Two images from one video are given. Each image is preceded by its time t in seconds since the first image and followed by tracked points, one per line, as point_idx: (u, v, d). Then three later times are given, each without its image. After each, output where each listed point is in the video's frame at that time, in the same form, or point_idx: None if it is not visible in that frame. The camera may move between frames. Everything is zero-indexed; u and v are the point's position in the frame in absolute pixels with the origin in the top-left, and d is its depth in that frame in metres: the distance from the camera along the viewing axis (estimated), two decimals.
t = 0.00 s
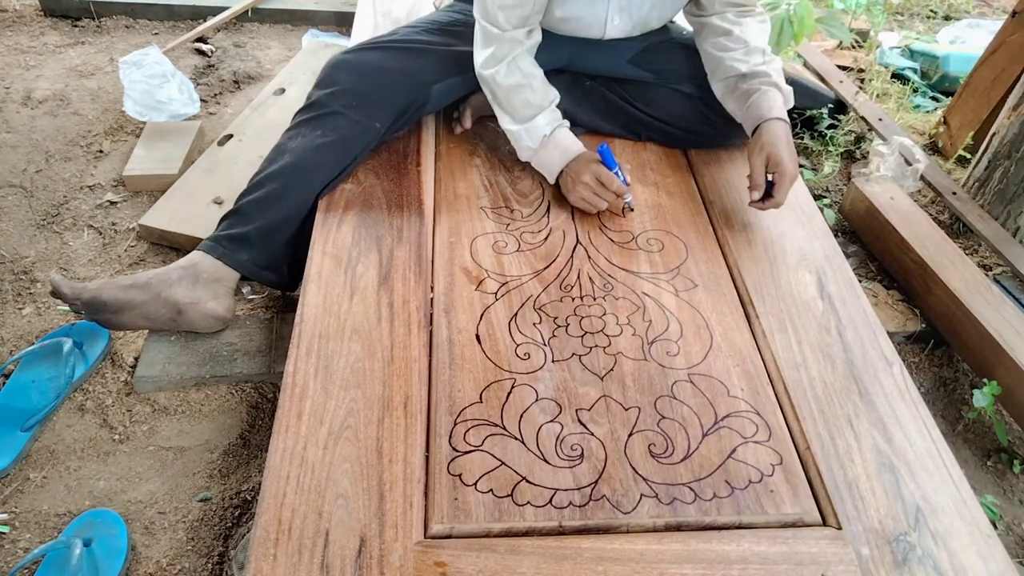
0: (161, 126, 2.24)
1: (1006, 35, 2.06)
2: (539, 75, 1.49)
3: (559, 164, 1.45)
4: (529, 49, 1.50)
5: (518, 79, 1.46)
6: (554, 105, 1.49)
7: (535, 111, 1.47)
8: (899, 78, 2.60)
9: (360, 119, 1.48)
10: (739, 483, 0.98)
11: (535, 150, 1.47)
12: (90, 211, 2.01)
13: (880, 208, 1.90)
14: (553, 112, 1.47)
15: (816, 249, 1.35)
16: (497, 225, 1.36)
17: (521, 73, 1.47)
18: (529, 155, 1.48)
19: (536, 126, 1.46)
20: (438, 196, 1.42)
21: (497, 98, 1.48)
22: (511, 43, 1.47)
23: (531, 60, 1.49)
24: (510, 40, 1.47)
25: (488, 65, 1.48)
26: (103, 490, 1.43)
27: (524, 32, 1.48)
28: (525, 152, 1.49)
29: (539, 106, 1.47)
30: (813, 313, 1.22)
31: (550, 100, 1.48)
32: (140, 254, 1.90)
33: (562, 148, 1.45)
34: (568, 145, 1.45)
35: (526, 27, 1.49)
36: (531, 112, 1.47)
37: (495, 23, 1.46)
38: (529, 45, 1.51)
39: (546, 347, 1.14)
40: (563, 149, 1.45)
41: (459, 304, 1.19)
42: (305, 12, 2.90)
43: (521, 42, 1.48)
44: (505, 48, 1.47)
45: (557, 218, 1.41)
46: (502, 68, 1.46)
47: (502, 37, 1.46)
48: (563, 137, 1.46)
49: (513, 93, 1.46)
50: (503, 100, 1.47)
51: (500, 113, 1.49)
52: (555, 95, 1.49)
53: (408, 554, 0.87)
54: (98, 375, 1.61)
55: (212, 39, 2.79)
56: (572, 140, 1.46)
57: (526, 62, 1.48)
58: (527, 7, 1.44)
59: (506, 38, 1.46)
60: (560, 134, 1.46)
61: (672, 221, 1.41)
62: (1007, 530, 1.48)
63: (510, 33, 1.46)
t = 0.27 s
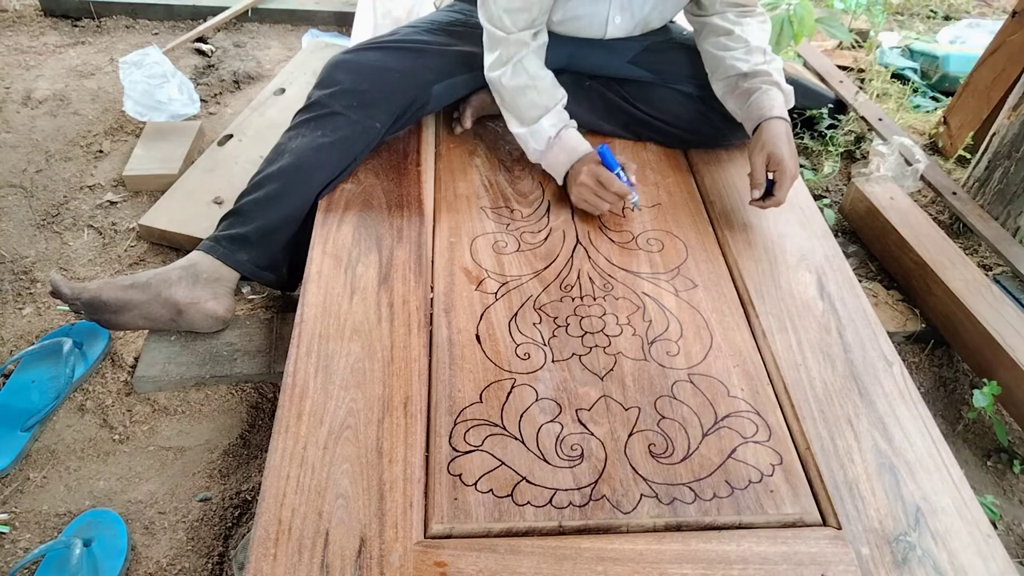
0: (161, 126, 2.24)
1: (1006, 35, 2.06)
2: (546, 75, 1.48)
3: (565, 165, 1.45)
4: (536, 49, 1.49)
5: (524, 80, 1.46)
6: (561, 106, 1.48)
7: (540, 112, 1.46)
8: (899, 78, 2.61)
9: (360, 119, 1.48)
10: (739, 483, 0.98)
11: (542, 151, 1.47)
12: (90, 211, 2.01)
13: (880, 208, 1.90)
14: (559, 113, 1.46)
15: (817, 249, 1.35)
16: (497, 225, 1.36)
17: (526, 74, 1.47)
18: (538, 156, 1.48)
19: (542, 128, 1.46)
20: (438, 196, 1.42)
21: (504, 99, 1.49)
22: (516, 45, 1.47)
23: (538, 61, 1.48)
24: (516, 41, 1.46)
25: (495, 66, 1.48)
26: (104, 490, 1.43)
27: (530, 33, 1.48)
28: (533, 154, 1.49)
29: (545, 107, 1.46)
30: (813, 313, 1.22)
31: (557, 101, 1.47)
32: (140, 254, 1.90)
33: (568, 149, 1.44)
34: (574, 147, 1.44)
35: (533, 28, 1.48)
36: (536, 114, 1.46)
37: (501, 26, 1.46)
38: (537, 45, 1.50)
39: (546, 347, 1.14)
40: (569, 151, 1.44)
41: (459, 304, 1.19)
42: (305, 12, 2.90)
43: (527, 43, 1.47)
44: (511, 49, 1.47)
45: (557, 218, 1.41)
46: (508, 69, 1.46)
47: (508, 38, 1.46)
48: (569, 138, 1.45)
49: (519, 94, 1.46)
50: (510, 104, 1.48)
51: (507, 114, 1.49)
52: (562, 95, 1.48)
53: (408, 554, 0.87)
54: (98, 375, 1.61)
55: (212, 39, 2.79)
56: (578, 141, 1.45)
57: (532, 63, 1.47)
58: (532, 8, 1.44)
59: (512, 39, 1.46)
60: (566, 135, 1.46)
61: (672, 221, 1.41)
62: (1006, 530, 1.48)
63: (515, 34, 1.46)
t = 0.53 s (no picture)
0: (161, 126, 2.24)
1: (1006, 35, 2.06)
2: (536, 80, 1.47)
3: (545, 172, 1.43)
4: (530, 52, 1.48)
5: (512, 82, 1.45)
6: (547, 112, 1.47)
7: (525, 116, 1.45)
8: (899, 78, 2.61)
9: (360, 119, 1.48)
10: (739, 483, 0.98)
11: (523, 155, 1.46)
12: (90, 211, 2.01)
13: (880, 208, 1.90)
14: (543, 119, 1.46)
15: (817, 249, 1.35)
16: (497, 225, 1.36)
17: (516, 76, 1.45)
18: (518, 160, 1.46)
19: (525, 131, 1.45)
20: (438, 196, 1.42)
21: (491, 100, 1.48)
22: (509, 47, 1.45)
23: (529, 64, 1.47)
24: (509, 42, 1.45)
25: (487, 66, 1.47)
26: (104, 490, 1.43)
27: (524, 35, 1.46)
28: (513, 157, 1.47)
29: (531, 112, 1.45)
30: (813, 313, 1.22)
31: (544, 107, 1.47)
32: (140, 254, 1.90)
33: (548, 157, 1.43)
34: (556, 154, 1.43)
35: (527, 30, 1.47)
36: (521, 117, 1.45)
37: (495, 26, 1.44)
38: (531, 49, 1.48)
39: (546, 347, 1.14)
40: (550, 158, 1.43)
41: (459, 304, 1.19)
42: (305, 12, 2.90)
43: (520, 45, 1.45)
44: (503, 50, 1.45)
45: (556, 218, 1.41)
46: (498, 70, 1.45)
47: (500, 39, 1.44)
48: (552, 146, 1.44)
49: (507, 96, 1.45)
50: (497, 105, 1.47)
51: (493, 115, 1.48)
52: (550, 101, 1.47)
53: (408, 554, 0.87)
54: (98, 375, 1.61)
55: (212, 39, 2.79)
56: (560, 149, 1.44)
57: (524, 66, 1.46)
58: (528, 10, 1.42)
59: (505, 40, 1.44)
60: (548, 142, 1.44)
61: (672, 221, 1.41)
62: (1007, 530, 1.48)
63: (509, 35, 1.44)
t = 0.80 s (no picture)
0: (161, 126, 2.24)
1: (1006, 35, 2.06)
2: (552, 85, 1.46)
3: (569, 179, 1.42)
4: (546, 58, 1.47)
5: (529, 89, 1.44)
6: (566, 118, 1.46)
7: (545, 123, 1.44)
8: (899, 78, 2.61)
9: (360, 120, 1.48)
10: (739, 483, 0.98)
11: (545, 162, 1.45)
12: (90, 211, 2.01)
13: (880, 208, 1.90)
14: (564, 125, 1.44)
15: (817, 249, 1.35)
16: (497, 225, 1.36)
17: (532, 83, 1.44)
18: (540, 167, 1.46)
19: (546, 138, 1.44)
20: (438, 196, 1.42)
21: (510, 107, 1.47)
22: (524, 53, 1.44)
23: (545, 69, 1.46)
24: (523, 49, 1.44)
25: (503, 73, 1.46)
26: (104, 490, 1.43)
27: (538, 41, 1.45)
28: (535, 163, 1.46)
29: (550, 118, 1.45)
30: (813, 313, 1.22)
31: (562, 113, 1.46)
32: (140, 254, 1.90)
33: (571, 164, 1.42)
34: (579, 161, 1.42)
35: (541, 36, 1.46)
36: (541, 124, 1.45)
37: (509, 33, 1.43)
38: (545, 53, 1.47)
39: (546, 347, 1.14)
40: (573, 165, 1.42)
41: (459, 304, 1.19)
42: (305, 12, 2.90)
43: (535, 51, 1.44)
44: (519, 57, 1.44)
45: (557, 218, 1.41)
46: (514, 77, 1.44)
47: (515, 46, 1.43)
48: (574, 153, 1.43)
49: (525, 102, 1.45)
50: (515, 112, 1.47)
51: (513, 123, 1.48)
52: (568, 106, 1.47)
53: (408, 554, 0.87)
54: (98, 375, 1.61)
55: (212, 39, 2.79)
56: (582, 156, 1.43)
57: (540, 73, 1.45)
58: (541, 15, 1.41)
59: (519, 47, 1.43)
60: (571, 149, 1.43)
61: (672, 221, 1.41)
62: (1007, 530, 1.48)
63: (524, 42, 1.43)
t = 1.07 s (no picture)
0: (161, 126, 2.23)
1: (1006, 35, 2.06)
2: (557, 82, 1.46)
3: (585, 174, 1.44)
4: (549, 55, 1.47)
5: (536, 88, 1.44)
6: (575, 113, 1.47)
7: (555, 119, 1.45)
8: (900, 78, 2.61)
9: (360, 119, 1.48)
10: (739, 483, 0.98)
11: (557, 159, 1.45)
12: (90, 211, 2.01)
13: (880, 208, 1.90)
14: (574, 121, 1.45)
15: (817, 249, 1.35)
16: (497, 225, 1.36)
17: (539, 81, 1.45)
18: (553, 164, 1.46)
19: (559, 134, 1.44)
20: (438, 196, 1.41)
21: (517, 106, 1.47)
22: (529, 52, 1.44)
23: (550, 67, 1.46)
24: (528, 48, 1.43)
25: (508, 73, 1.46)
26: (104, 490, 1.43)
27: (542, 40, 1.45)
28: (548, 161, 1.47)
29: (559, 115, 1.45)
30: (813, 313, 1.22)
31: (569, 109, 1.46)
32: (140, 254, 1.90)
33: (585, 160, 1.43)
34: (592, 156, 1.44)
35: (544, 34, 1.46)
36: (551, 121, 1.45)
37: (513, 32, 1.43)
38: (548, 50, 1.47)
39: (546, 347, 1.14)
40: (587, 160, 1.43)
41: (459, 304, 1.19)
42: (305, 13, 2.90)
43: (539, 50, 1.44)
44: (524, 56, 1.44)
45: (557, 218, 1.41)
46: (520, 76, 1.44)
47: (520, 45, 1.43)
48: (586, 147, 1.44)
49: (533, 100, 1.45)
50: (522, 111, 1.47)
51: (521, 122, 1.48)
52: (574, 102, 1.48)
53: (407, 554, 0.87)
54: (98, 375, 1.61)
55: (212, 39, 2.79)
56: (595, 150, 1.45)
57: (545, 70, 1.45)
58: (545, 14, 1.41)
59: (524, 46, 1.43)
60: (583, 144, 1.45)
61: (672, 221, 1.41)
62: (1007, 530, 1.48)
63: (528, 40, 1.43)
